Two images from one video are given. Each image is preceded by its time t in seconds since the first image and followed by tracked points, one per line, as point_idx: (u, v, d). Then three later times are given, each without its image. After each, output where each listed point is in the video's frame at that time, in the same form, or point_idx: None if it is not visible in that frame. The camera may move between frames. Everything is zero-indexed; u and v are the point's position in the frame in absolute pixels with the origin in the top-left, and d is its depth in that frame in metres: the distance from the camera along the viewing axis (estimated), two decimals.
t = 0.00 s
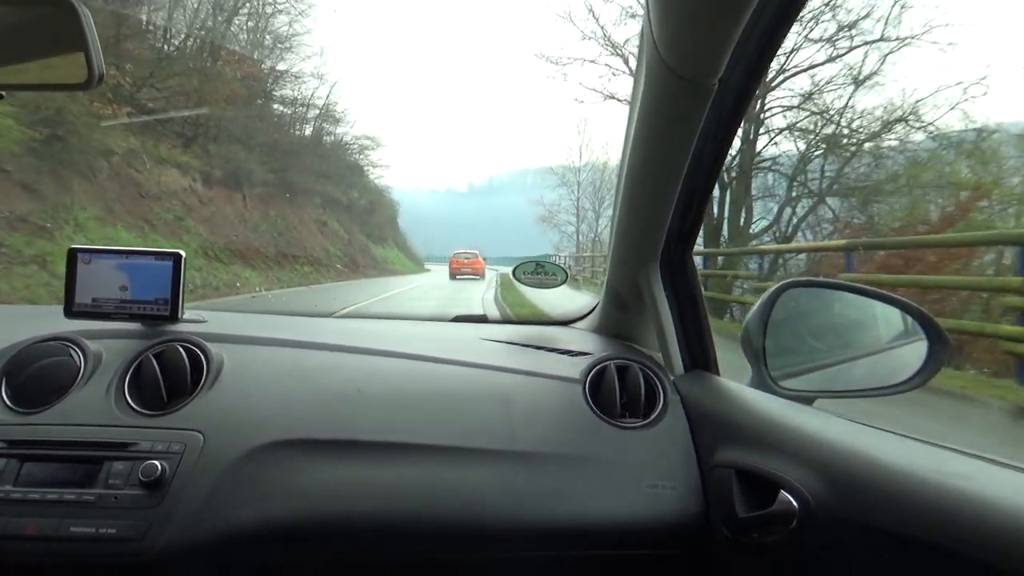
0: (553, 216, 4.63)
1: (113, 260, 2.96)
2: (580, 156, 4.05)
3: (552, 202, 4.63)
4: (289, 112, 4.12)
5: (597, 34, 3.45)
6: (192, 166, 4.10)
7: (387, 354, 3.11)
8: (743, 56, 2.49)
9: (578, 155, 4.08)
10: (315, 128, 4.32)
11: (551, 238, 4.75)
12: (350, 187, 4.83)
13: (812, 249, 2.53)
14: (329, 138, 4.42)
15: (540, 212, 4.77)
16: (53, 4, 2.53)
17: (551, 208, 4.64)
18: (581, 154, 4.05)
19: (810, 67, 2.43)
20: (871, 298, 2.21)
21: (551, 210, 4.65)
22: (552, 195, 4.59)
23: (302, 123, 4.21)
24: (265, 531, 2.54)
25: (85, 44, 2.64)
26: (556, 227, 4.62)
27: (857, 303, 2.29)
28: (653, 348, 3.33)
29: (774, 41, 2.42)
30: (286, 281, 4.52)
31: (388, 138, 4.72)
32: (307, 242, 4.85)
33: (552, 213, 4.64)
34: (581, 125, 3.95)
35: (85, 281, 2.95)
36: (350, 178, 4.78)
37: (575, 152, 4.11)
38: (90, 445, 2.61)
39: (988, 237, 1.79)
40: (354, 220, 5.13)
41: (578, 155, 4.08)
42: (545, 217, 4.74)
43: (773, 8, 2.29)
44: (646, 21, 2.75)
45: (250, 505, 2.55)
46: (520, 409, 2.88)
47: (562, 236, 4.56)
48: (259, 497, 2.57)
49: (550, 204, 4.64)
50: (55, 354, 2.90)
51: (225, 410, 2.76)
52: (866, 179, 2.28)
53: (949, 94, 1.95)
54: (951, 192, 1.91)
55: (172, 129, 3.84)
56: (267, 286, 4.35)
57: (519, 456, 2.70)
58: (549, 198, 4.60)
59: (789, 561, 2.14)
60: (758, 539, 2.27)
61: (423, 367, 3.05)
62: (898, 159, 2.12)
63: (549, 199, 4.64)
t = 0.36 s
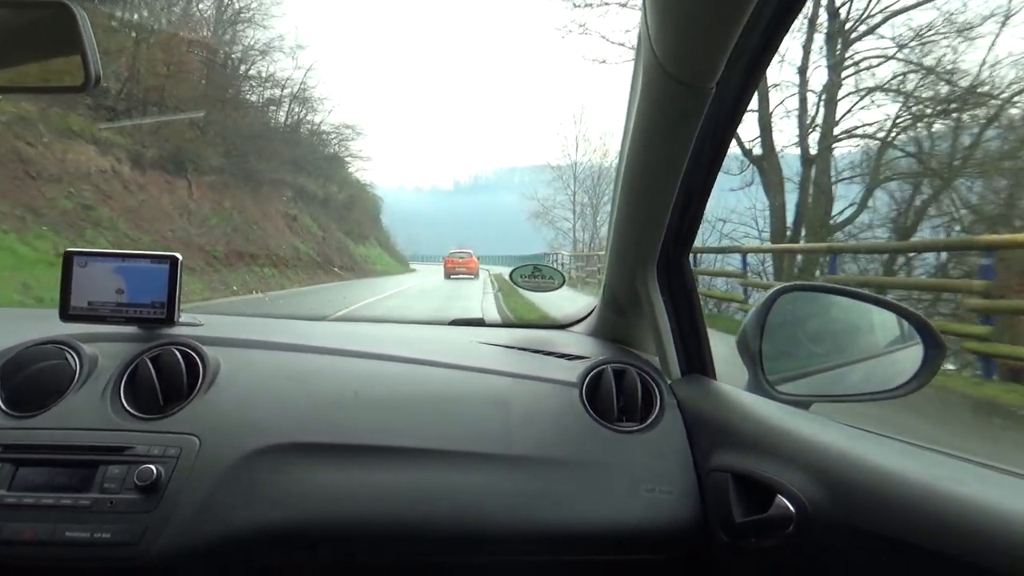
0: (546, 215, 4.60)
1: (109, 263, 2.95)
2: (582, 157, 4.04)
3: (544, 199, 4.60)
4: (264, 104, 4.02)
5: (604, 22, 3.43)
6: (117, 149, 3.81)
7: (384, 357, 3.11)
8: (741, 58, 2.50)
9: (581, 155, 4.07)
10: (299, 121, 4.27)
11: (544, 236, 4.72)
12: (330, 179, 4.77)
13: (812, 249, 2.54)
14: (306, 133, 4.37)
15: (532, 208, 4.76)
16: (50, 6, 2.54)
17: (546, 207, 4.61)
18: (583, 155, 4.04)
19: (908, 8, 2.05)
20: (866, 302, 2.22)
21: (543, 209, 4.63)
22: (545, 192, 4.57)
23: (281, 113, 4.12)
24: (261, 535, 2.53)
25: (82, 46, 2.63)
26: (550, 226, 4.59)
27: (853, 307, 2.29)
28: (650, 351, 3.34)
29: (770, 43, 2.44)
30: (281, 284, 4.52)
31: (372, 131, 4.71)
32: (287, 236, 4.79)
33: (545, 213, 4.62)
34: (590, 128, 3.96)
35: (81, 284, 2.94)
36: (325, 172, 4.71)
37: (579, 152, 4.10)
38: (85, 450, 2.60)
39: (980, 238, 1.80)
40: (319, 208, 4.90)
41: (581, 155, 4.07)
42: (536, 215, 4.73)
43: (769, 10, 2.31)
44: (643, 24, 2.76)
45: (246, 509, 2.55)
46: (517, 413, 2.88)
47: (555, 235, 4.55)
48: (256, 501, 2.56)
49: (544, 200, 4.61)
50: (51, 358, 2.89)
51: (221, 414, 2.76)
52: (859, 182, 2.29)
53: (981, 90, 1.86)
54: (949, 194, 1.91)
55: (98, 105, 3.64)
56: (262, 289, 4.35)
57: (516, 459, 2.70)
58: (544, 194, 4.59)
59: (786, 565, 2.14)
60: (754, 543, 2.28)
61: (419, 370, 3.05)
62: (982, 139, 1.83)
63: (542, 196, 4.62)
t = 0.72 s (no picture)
0: (540, 210, 4.57)
1: (107, 261, 2.95)
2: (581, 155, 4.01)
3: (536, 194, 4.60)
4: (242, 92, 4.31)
5: None
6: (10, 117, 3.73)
7: (383, 356, 3.11)
8: (739, 58, 2.50)
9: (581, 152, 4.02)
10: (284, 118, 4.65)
11: (539, 234, 4.70)
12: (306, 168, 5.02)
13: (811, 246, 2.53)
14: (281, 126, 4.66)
15: (525, 202, 4.74)
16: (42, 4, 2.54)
17: (540, 200, 4.57)
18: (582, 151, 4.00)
19: None
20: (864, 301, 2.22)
21: (536, 205, 4.62)
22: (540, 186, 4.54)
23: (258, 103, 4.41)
24: (259, 534, 2.53)
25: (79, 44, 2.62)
26: (544, 220, 4.56)
27: (850, 306, 2.30)
28: (648, 349, 3.34)
29: (770, 43, 2.44)
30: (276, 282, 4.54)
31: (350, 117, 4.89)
32: (268, 230, 5.27)
33: (539, 208, 4.60)
34: (590, 123, 3.91)
35: (79, 282, 2.93)
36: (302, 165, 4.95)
37: (578, 148, 4.05)
38: (83, 448, 2.60)
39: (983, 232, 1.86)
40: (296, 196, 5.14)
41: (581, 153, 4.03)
42: (528, 210, 4.72)
43: (769, 10, 2.30)
44: (642, 24, 2.76)
45: (244, 508, 2.55)
46: (516, 412, 2.88)
47: (551, 232, 4.52)
48: (254, 500, 2.56)
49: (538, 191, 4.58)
50: (48, 356, 2.88)
51: (220, 412, 2.76)
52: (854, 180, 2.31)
53: (988, 87, 1.87)
54: None
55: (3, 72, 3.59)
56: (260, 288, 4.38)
57: (515, 458, 2.70)
58: (538, 186, 4.56)
59: (783, 564, 2.15)
60: (753, 542, 2.28)
61: (417, 369, 3.05)
62: None
63: (536, 189, 4.58)
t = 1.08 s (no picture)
0: (535, 204, 4.52)
1: (105, 261, 2.94)
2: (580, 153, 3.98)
3: (530, 189, 4.54)
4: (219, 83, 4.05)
5: None
6: None
7: (381, 355, 3.11)
8: (737, 57, 2.51)
9: (580, 148, 3.98)
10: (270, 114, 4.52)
11: (534, 230, 4.68)
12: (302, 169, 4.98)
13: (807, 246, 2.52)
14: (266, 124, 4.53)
15: (519, 197, 4.69)
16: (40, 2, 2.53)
17: (535, 192, 4.51)
18: (581, 147, 3.95)
19: None
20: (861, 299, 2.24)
21: (531, 200, 4.56)
22: (536, 179, 4.47)
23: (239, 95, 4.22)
24: (258, 534, 2.53)
25: (77, 43, 2.61)
26: (540, 214, 4.51)
27: (847, 304, 2.30)
28: (647, 348, 3.35)
29: (767, 42, 2.44)
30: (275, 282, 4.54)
31: (333, 106, 4.81)
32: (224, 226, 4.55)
33: (534, 202, 4.54)
34: (589, 115, 3.83)
35: (77, 282, 2.93)
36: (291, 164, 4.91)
37: (577, 143, 3.99)
38: (81, 448, 2.60)
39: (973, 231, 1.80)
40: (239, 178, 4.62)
41: (580, 149, 3.99)
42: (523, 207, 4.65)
43: (767, 7, 2.29)
44: (639, 23, 2.76)
45: (243, 508, 2.55)
46: (514, 411, 2.88)
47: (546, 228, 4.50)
48: (252, 500, 2.56)
49: (534, 182, 4.51)
50: (46, 355, 2.88)
51: (218, 412, 2.75)
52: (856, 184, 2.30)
53: None
54: None
55: None
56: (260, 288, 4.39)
57: (513, 457, 2.70)
58: (533, 176, 4.49)
59: (781, 562, 2.15)
60: (751, 541, 2.28)
61: (416, 368, 3.05)
62: None
63: (532, 183, 4.51)
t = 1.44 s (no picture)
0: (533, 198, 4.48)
1: (104, 262, 2.94)
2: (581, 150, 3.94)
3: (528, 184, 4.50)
4: (175, 65, 4.07)
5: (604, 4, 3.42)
6: None
7: (379, 355, 3.11)
8: (734, 58, 2.52)
9: (581, 142, 3.94)
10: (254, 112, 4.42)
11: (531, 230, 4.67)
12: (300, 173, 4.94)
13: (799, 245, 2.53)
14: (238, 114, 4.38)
15: (515, 193, 4.65)
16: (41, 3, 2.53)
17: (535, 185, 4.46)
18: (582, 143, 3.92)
19: None
20: (858, 298, 2.25)
21: (529, 194, 4.51)
22: (535, 173, 4.42)
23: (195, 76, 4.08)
24: (257, 534, 2.53)
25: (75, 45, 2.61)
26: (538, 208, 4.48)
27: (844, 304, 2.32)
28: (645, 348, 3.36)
29: (765, 42, 2.44)
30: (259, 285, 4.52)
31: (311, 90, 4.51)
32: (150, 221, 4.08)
33: (533, 196, 4.50)
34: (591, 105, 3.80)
35: (75, 283, 2.92)
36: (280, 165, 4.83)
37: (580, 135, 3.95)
38: (80, 449, 2.59)
39: (979, 229, 1.82)
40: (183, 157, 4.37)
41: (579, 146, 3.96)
42: (521, 202, 4.60)
43: (764, 6, 2.30)
44: (637, 24, 2.76)
45: (242, 509, 2.55)
46: (513, 411, 2.88)
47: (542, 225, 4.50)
48: (251, 501, 2.56)
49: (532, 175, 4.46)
50: (44, 357, 2.88)
51: (216, 413, 2.75)
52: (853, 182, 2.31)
53: None
54: None
55: None
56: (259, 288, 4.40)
57: (512, 457, 2.71)
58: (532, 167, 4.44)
59: (781, 561, 2.16)
60: (750, 540, 2.28)
61: (416, 369, 3.05)
62: None
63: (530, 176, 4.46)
